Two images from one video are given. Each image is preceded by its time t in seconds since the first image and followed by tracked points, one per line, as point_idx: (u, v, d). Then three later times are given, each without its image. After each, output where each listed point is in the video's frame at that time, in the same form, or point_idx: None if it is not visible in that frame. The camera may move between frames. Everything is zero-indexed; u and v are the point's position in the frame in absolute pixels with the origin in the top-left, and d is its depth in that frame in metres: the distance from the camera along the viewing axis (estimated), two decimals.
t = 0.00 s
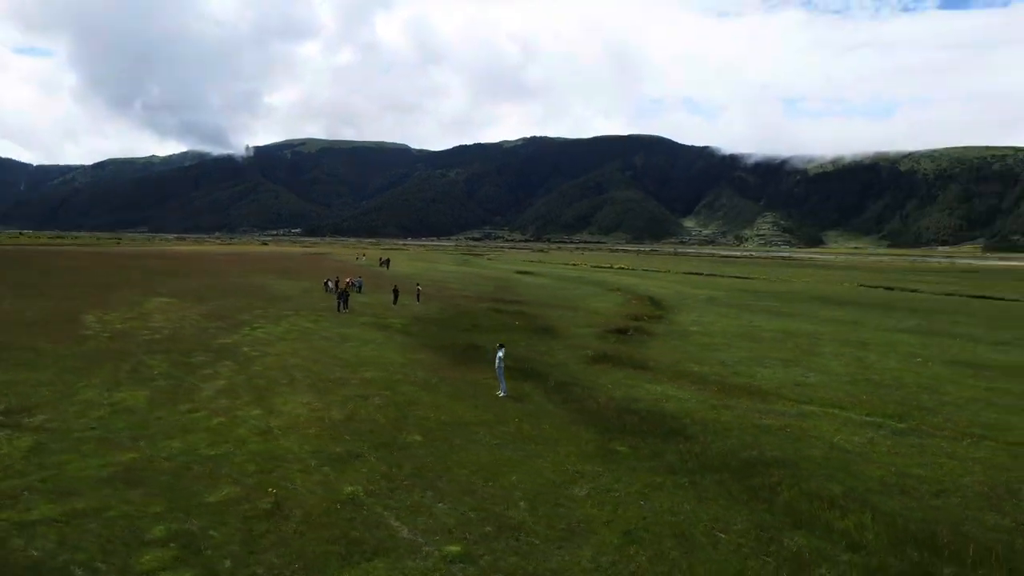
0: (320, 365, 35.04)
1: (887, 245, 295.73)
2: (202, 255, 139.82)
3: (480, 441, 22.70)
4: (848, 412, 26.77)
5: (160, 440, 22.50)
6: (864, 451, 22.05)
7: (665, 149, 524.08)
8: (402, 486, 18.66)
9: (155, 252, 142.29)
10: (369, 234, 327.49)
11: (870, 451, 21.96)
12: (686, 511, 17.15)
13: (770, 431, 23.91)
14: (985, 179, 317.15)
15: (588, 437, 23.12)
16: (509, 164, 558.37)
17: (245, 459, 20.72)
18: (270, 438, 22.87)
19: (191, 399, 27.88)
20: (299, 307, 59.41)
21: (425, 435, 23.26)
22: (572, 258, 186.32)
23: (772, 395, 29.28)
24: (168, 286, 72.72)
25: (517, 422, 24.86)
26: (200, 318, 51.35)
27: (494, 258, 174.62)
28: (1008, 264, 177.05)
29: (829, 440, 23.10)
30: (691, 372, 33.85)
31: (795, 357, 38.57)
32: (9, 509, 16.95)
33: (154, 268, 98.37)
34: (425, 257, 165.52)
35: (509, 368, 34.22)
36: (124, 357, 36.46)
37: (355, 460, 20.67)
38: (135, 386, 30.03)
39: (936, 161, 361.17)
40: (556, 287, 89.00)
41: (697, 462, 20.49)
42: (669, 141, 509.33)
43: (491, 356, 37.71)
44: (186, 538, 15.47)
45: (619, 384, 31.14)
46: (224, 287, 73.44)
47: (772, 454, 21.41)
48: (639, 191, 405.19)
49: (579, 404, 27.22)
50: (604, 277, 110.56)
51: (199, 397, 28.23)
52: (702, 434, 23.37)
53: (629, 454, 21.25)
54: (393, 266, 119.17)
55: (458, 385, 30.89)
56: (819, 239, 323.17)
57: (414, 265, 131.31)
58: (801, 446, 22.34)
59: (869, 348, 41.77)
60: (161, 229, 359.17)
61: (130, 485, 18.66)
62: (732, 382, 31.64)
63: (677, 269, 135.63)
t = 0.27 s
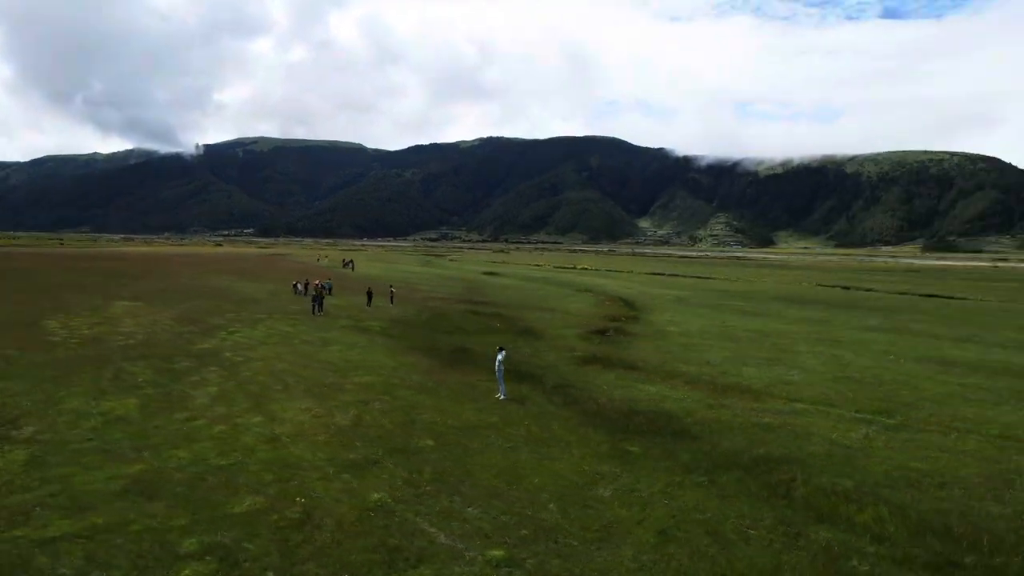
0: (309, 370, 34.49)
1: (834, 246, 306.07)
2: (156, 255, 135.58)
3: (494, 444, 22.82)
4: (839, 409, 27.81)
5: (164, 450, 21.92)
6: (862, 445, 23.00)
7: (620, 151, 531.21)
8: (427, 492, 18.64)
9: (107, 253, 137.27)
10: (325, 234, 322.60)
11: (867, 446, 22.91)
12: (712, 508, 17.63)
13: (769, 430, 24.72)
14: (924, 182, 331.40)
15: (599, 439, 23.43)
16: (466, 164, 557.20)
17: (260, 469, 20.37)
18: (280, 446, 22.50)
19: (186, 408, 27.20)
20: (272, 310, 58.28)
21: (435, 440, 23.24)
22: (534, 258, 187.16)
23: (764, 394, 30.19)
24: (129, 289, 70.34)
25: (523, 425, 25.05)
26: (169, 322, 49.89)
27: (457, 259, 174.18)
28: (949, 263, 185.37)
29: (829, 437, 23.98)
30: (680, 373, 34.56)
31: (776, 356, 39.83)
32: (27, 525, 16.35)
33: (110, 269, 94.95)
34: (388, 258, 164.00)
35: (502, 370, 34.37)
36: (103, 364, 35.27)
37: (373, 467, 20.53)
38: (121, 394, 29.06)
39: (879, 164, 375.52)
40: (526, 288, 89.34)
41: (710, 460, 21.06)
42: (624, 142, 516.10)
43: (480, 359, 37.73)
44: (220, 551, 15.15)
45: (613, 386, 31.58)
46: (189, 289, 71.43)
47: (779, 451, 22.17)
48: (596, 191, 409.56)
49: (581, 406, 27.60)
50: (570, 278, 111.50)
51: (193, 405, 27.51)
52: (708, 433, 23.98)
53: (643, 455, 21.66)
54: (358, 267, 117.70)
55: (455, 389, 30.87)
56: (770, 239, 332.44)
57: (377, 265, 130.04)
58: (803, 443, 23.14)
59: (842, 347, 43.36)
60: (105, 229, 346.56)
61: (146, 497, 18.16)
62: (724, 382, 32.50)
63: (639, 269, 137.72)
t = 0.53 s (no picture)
0: (299, 376, 33.97)
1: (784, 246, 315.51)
2: (107, 257, 130.85)
3: (508, 449, 22.95)
4: (829, 407, 28.86)
5: (172, 462, 21.34)
6: (860, 442, 23.93)
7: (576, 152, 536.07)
8: (454, 497, 18.64)
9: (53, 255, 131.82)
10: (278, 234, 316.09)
11: (864, 442, 23.86)
12: (736, 506, 18.16)
13: (770, 428, 25.50)
14: (867, 185, 344.55)
15: (610, 441, 23.81)
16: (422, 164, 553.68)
17: (277, 478, 20.04)
18: (292, 454, 22.15)
19: (182, 417, 26.48)
20: (244, 313, 57.02)
21: (448, 445, 23.23)
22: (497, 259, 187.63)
23: (755, 393, 31.09)
24: (88, 293, 67.82)
25: (531, 429, 25.24)
26: (139, 328, 48.37)
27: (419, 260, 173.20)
28: (893, 262, 193.15)
29: (827, 433, 24.89)
30: (670, 374, 35.29)
31: (756, 356, 41.04)
32: (48, 543, 15.76)
33: (62, 272, 91.27)
34: (348, 259, 161.95)
35: (496, 374, 34.47)
36: (81, 373, 34.03)
37: (393, 473, 20.39)
38: (109, 405, 28.12)
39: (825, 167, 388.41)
40: (496, 290, 89.47)
41: (723, 460, 21.65)
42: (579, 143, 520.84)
43: (470, 362, 37.77)
44: (260, 564, 14.88)
45: (609, 387, 32.03)
46: (151, 293, 69.28)
47: (785, 448, 22.92)
48: (552, 192, 412.27)
49: (584, 409, 27.94)
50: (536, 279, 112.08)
51: (189, 414, 26.81)
52: (713, 433, 24.60)
53: (656, 455, 22.10)
54: (321, 269, 115.82)
55: (454, 393, 30.84)
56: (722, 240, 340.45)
57: (340, 267, 128.13)
58: (805, 440, 23.95)
59: (816, 346, 44.89)
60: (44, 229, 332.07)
61: (166, 511, 17.67)
62: (715, 382, 33.32)
63: (602, 270, 139.36)
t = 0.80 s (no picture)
0: (289, 382, 33.33)
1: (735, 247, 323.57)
2: (52, 258, 125.40)
3: (520, 451, 23.08)
4: (818, 404, 29.88)
5: (182, 473, 20.75)
6: (856, 438, 24.89)
7: (531, 152, 538.24)
8: (480, 503, 18.66)
9: None
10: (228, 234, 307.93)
11: (860, 438, 24.84)
12: (756, 503, 18.73)
13: (769, 426, 26.30)
14: (813, 186, 355.90)
15: (619, 442, 24.18)
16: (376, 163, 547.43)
17: (296, 487, 19.71)
18: (304, 463, 21.79)
19: (179, 425, 25.73)
20: (213, 317, 55.49)
21: (461, 450, 23.21)
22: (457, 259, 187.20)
23: (746, 392, 31.97)
24: (41, 296, 64.90)
25: (539, 431, 25.43)
26: (107, 334, 46.60)
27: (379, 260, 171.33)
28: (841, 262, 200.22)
29: (823, 430, 25.81)
30: (658, 374, 35.91)
31: (736, 355, 42.10)
32: (72, 562, 15.18)
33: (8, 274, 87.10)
34: (307, 259, 159.14)
35: (489, 377, 34.50)
36: (57, 381, 32.64)
37: (412, 479, 20.26)
38: (96, 415, 27.10)
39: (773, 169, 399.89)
40: (464, 291, 89.19)
41: (732, 458, 22.26)
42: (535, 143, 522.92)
43: (460, 365, 37.68)
44: None
45: (604, 389, 32.45)
46: (111, 296, 66.78)
47: (788, 446, 23.69)
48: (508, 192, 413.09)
49: (585, 411, 28.25)
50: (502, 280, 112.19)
51: (185, 423, 26.06)
52: (718, 432, 25.21)
53: (667, 455, 22.58)
54: (283, 270, 113.57)
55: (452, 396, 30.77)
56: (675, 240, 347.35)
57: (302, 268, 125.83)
58: (804, 437, 24.80)
59: (791, 344, 46.32)
60: None
61: (187, 525, 17.20)
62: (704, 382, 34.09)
63: (565, 270, 140.41)
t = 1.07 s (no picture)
0: (279, 387, 32.57)
1: (688, 247, 330.19)
2: None
3: (535, 454, 23.15)
4: (808, 402, 30.84)
5: (193, 486, 20.08)
6: (852, 434, 25.79)
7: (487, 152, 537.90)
8: (508, 507, 18.66)
9: None
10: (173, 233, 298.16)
11: (856, 434, 25.78)
12: (776, 500, 19.28)
13: (768, 424, 27.01)
14: (762, 187, 366.07)
15: (628, 443, 24.50)
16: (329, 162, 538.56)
17: (317, 497, 19.35)
18: (318, 471, 21.39)
19: (175, 436, 24.87)
20: (181, 321, 53.70)
21: (474, 454, 23.14)
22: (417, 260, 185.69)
23: (736, 392, 32.73)
24: None
25: (546, 434, 25.54)
26: (71, 340, 44.61)
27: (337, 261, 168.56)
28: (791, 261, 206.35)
29: (819, 427, 26.69)
30: (648, 375, 36.43)
31: (718, 355, 43.05)
32: None
33: None
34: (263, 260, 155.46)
35: (483, 380, 34.41)
36: (31, 392, 31.09)
37: (434, 486, 20.11)
38: (84, 426, 25.96)
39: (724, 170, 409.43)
40: (432, 292, 88.51)
41: (741, 457, 22.81)
42: (490, 143, 523.12)
43: (450, 368, 37.43)
44: None
45: (600, 390, 32.74)
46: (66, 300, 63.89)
47: (791, 443, 24.43)
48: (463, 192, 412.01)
49: (587, 413, 28.47)
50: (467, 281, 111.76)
51: (181, 433, 25.20)
52: (721, 432, 25.76)
53: (679, 455, 22.99)
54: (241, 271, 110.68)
55: (450, 400, 30.60)
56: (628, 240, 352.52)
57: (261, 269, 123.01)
58: (804, 435, 25.58)
59: (766, 343, 47.55)
60: None
61: (213, 539, 16.71)
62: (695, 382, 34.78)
63: (527, 270, 140.81)
